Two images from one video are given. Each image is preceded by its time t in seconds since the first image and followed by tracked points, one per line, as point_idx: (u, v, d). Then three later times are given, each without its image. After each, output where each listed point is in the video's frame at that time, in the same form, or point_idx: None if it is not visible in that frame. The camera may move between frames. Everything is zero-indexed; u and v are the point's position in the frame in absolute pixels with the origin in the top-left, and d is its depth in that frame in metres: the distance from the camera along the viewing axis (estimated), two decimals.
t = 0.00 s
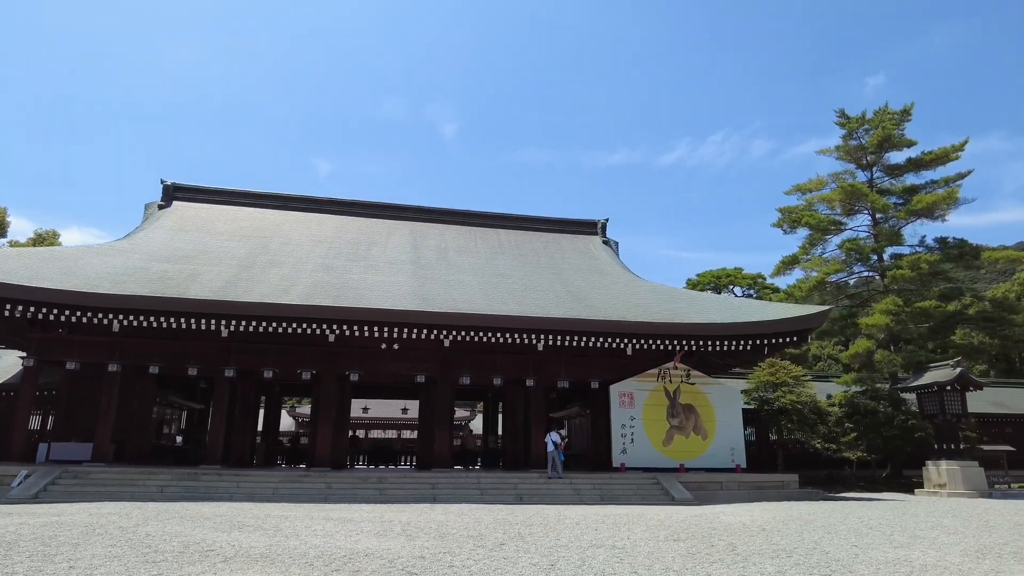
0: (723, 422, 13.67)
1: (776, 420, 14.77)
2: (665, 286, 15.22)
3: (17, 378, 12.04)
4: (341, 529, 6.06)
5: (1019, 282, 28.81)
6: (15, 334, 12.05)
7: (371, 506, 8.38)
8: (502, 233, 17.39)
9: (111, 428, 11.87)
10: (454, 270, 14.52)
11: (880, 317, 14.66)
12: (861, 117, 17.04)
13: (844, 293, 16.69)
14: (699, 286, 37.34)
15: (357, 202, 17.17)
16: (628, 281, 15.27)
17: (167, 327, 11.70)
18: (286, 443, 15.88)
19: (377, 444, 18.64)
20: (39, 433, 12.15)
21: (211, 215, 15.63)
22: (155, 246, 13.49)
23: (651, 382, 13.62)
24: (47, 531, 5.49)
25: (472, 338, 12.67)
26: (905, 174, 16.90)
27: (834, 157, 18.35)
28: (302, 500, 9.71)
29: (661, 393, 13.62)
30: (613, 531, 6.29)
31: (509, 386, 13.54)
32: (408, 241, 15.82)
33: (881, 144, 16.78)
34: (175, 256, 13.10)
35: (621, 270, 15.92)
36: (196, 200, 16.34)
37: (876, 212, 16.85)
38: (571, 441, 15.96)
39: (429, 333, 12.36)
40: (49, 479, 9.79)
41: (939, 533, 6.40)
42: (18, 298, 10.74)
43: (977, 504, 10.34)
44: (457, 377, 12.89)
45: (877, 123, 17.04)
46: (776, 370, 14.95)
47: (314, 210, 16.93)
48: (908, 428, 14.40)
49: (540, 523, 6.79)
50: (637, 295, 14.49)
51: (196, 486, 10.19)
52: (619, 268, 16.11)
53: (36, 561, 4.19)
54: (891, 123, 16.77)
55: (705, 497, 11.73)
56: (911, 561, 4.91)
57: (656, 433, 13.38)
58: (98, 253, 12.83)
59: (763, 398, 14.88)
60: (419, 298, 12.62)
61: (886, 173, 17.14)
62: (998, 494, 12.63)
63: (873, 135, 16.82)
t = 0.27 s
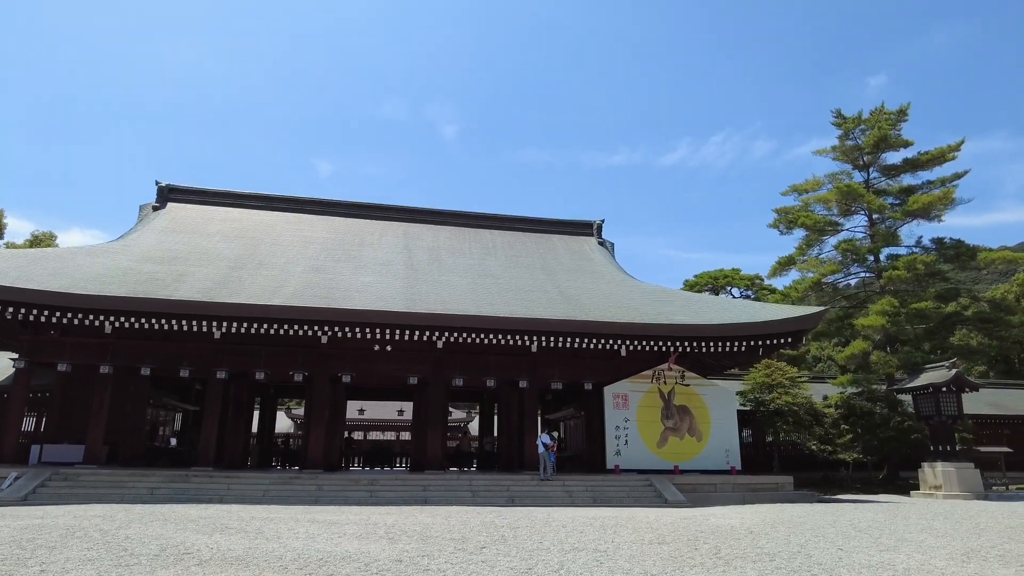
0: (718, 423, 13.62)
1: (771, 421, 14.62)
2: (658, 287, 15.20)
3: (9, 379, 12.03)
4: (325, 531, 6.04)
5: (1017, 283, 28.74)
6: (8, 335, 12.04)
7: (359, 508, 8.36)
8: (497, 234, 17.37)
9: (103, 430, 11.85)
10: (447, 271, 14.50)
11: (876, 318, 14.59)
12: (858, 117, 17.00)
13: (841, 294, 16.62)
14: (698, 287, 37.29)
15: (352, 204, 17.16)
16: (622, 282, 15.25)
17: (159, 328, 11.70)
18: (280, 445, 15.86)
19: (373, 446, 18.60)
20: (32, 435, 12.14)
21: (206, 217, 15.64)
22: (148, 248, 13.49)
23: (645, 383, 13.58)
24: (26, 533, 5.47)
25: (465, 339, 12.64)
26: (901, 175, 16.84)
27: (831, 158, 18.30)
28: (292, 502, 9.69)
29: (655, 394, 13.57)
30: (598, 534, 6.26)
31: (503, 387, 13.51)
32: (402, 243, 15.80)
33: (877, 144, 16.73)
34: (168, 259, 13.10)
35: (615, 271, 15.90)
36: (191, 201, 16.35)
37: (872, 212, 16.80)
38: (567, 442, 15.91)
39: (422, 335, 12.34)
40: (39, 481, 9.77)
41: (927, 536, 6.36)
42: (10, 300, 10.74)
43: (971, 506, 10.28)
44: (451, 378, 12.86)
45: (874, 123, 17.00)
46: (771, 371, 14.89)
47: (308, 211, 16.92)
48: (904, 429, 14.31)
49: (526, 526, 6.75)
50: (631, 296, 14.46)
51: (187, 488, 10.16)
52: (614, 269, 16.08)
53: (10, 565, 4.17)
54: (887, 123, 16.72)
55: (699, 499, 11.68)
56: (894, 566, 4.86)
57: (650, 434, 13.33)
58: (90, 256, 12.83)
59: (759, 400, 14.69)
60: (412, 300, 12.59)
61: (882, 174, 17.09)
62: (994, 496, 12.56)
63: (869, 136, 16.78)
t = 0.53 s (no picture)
0: (714, 423, 13.55)
1: (768, 421, 14.46)
2: (654, 287, 15.13)
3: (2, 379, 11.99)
4: (308, 531, 5.99)
5: (1018, 283, 28.62)
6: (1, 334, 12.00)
7: (349, 508, 8.31)
8: (494, 233, 17.32)
9: (96, 429, 11.81)
10: (442, 270, 14.45)
11: (873, 318, 14.54)
12: (856, 115, 16.91)
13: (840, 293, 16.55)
14: (697, 286, 37.21)
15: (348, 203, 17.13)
16: (618, 282, 15.19)
17: (152, 327, 11.66)
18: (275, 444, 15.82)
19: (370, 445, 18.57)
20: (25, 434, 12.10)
21: (201, 216, 15.61)
22: (142, 247, 13.46)
23: (641, 383, 13.51)
24: (6, 532, 5.43)
25: (459, 338, 12.59)
26: (900, 174, 16.75)
27: (829, 157, 18.22)
28: (283, 501, 9.64)
29: (650, 394, 13.50)
30: (585, 534, 6.21)
31: (497, 387, 13.44)
32: (398, 242, 15.76)
33: (875, 143, 16.63)
34: (161, 258, 13.08)
35: (612, 271, 15.84)
36: (187, 200, 16.33)
37: (870, 212, 16.71)
38: (562, 442, 15.85)
39: (416, 334, 12.29)
40: (29, 480, 9.73)
41: (916, 537, 6.29)
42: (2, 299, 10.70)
43: (966, 507, 10.21)
44: (444, 377, 12.80)
45: (872, 121, 16.91)
46: (768, 372, 14.91)
47: (304, 210, 16.89)
48: (901, 430, 14.21)
49: (513, 525, 6.70)
50: (627, 295, 14.39)
51: (177, 488, 10.12)
52: (610, 268, 16.02)
53: None
54: (885, 122, 16.64)
55: (693, 500, 11.62)
56: (879, 567, 4.80)
57: (645, 434, 13.27)
58: (84, 254, 12.80)
59: (755, 399, 14.60)
60: (405, 299, 12.54)
61: (881, 173, 17.00)
62: (991, 497, 12.49)
63: (867, 134, 16.69)
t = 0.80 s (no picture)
0: (708, 422, 13.49)
1: (763, 420, 14.41)
2: (650, 287, 15.03)
3: None
4: (290, 530, 5.95)
5: (1017, 282, 28.53)
6: None
7: (336, 508, 8.28)
8: (489, 232, 17.27)
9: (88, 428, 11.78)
10: (435, 269, 14.41)
11: (868, 317, 14.50)
12: (852, 113, 16.82)
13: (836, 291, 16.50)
14: (696, 285, 37.15)
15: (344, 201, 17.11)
16: (614, 281, 15.11)
17: (143, 326, 11.63)
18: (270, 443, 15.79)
19: (365, 445, 18.55)
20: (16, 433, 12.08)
21: (195, 215, 15.58)
22: (135, 245, 13.44)
23: (634, 382, 13.46)
24: None
25: (451, 337, 12.54)
26: (896, 172, 16.66)
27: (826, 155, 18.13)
28: (272, 501, 9.60)
29: (644, 393, 13.46)
30: (569, 534, 6.16)
31: (491, 386, 13.40)
32: (392, 240, 15.72)
33: (872, 141, 16.56)
34: (154, 257, 13.06)
35: (607, 270, 15.76)
36: (181, 199, 16.31)
37: (867, 210, 16.64)
38: (557, 441, 15.81)
39: (408, 333, 12.25)
40: (18, 479, 9.70)
41: (902, 537, 6.24)
42: None
43: (958, 507, 10.15)
44: (437, 376, 12.76)
45: (868, 119, 16.82)
46: (763, 370, 14.87)
47: (299, 209, 16.86)
48: (896, 429, 14.16)
49: (498, 525, 6.66)
50: (621, 294, 14.31)
51: (167, 487, 10.08)
52: (605, 267, 15.95)
53: None
54: (882, 120, 16.56)
55: (686, 499, 11.56)
56: (860, 568, 4.74)
57: (639, 433, 13.22)
58: (76, 253, 12.79)
59: (750, 399, 14.57)
60: (398, 298, 12.50)
61: (877, 171, 16.92)
62: (986, 497, 12.43)
63: (863, 132, 16.61)
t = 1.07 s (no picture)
0: (701, 422, 13.46)
1: (757, 420, 14.38)
2: (643, 286, 14.98)
3: None
4: (271, 530, 5.93)
5: (1014, 282, 28.49)
6: None
7: (323, 508, 8.26)
8: (482, 232, 17.25)
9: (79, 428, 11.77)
10: (428, 269, 14.39)
11: (862, 316, 14.48)
12: (847, 112, 16.79)
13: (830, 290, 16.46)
14: (694, 285, 37.13)
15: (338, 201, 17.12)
16: (607, 281, 15.06)
17: (134, 326, 11.61)
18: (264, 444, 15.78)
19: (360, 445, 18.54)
20: (8, 434, 12.07)
21: (189, 215, 15.57)
22: (127, 246, 13.43)
23: (627, 381, 13.44)
24: None
25: (443, 337, 12.51)
26: (891, 171, 16.63)
27: (821, 154, 18.10)
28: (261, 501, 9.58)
29: (637, 392, 13.43)
30: (552, 534, 6.13)
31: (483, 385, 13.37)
32: (385, 240, 15.70)
33: (866, 139, 16.53)
34: (145, 257, 13.06)
35: (600, 270, 15.72)
36: (175, 199, 16.30)
37: (861, 209, 16.60)
38: (551, 441, 15.78)
39: (399, 333, 12.23)
40: (6, 479, 9.68)
41: (886, 537, 6.20)
42: None
43: (950, 506, 10.11)
44: (429, 376, 12.74)
45: (863, 118, 16.80)
46: (757, 370, 14.83)
47: (292, 209, 16.85)
48: (890, 428, 14.13)
49: (481, 526, 6.64)
50: (614, 293, 14.28)
51: (156, 487, 10.06)
52: (599, 266, 15.93)
53: None
54: (876, 119, 16.53)
55: (677, 499, 11.53)
56: (839, 568, 4.71)
57: (632, 433, 13.20)
58: (68, 254, 12.78)
59: (744, 398, 14.53)
60: (389, 298, 12.48)
61: (872, 170, 16.88)
62: (979, 496, 12.40)
63: (858, 131, 16.58)
